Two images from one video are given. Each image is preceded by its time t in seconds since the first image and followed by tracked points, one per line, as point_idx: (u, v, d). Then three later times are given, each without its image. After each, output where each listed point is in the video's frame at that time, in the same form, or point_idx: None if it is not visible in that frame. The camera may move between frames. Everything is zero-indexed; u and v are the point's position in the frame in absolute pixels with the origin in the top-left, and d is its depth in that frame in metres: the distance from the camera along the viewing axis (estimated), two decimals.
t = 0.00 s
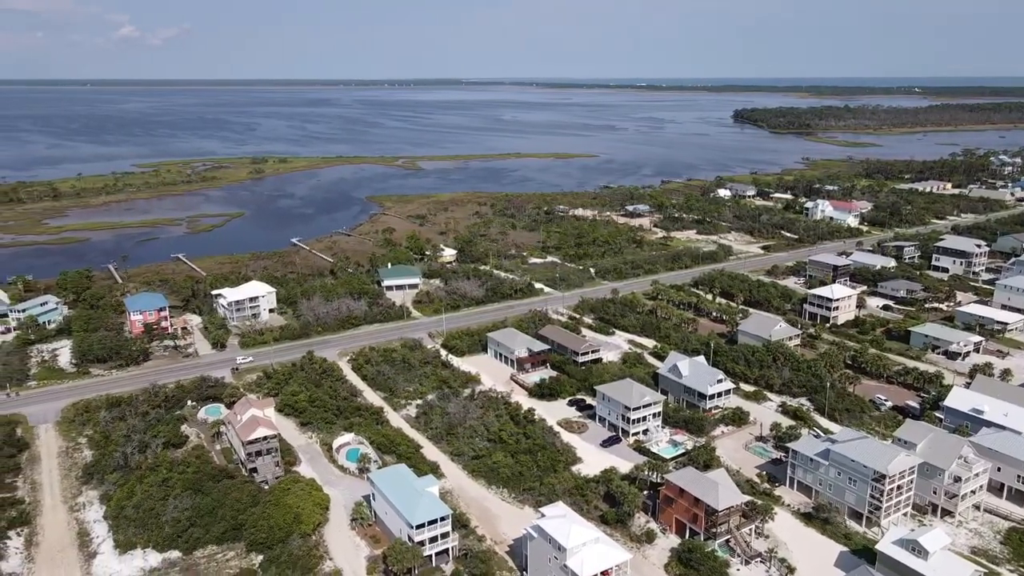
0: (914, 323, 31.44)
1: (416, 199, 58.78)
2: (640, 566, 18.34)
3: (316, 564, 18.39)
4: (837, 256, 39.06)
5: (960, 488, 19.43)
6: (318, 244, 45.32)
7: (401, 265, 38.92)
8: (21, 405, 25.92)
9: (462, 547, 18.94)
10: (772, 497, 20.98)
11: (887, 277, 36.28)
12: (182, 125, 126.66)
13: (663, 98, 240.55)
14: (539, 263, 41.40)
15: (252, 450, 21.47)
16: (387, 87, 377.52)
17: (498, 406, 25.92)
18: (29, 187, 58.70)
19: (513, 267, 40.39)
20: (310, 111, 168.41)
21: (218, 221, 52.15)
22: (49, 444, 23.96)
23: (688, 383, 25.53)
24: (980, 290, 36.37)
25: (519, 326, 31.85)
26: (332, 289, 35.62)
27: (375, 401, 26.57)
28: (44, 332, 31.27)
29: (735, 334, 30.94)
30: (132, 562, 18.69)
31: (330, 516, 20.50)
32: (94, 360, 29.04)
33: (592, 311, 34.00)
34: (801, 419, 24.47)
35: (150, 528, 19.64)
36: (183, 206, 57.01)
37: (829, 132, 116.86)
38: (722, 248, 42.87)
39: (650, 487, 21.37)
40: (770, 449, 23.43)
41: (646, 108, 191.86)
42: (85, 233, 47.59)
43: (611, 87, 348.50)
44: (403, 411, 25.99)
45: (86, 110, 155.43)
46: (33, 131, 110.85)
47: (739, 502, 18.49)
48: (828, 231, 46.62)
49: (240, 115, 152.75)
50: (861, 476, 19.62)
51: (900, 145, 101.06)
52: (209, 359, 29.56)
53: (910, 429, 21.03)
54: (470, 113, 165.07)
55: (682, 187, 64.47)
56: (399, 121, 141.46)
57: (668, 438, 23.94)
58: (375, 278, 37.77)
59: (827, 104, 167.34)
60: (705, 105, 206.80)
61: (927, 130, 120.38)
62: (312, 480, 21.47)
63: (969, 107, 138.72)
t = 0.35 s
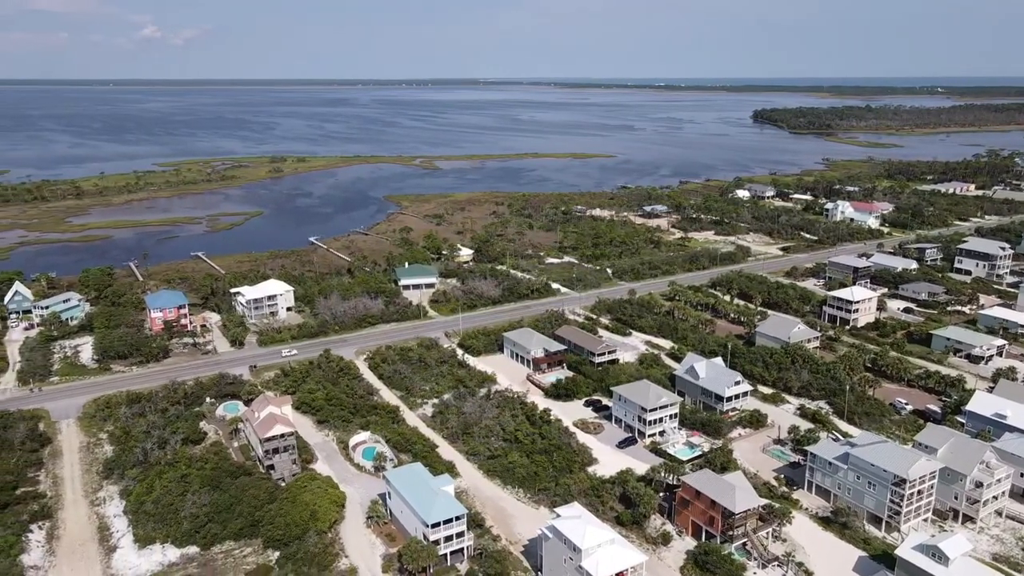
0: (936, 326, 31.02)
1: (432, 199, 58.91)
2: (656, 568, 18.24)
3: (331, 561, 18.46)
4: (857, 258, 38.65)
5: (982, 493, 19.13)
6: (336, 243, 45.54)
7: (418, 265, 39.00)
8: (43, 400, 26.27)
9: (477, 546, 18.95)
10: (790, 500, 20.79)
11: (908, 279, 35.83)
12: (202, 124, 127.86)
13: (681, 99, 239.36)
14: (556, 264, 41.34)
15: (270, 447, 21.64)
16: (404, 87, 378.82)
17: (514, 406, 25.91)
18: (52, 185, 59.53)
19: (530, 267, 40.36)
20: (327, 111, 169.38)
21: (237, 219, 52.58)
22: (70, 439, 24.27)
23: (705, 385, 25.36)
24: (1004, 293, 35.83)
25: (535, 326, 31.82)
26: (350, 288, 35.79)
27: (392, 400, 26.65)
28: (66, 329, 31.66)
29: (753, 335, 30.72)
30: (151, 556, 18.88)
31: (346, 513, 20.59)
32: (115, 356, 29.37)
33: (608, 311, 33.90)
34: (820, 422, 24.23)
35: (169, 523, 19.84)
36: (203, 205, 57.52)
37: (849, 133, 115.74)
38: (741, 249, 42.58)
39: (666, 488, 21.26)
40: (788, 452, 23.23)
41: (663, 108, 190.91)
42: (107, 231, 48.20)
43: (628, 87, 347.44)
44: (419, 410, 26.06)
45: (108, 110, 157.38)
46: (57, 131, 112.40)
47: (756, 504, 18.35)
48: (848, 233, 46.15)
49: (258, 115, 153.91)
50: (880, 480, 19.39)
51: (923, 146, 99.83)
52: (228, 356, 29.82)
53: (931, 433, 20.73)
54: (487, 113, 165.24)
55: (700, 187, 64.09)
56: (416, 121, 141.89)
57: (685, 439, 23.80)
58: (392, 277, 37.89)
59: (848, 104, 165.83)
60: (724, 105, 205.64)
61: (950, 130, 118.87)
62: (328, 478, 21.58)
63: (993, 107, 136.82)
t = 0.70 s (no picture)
0: (958, 329, 30.60)
1: (449, 199, 59.03)
2: (671, 571, 18.14)
3: (347, 559, 18.53)
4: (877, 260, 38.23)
5: (1004, 499, 18.86)
6: (353, 242, 45.77)
7: (434, 264, 39.09)
8: (65, 395, 26.62)
9: (492, 546, 18.95)
10: (808, 504, 20.61)
11: (930, 282, 35.40)
12: (221, 124, 129.04)
13: (698, 99, 238.13)
14: (572, 264, 41.30)
15: (287, 445, 21.73)
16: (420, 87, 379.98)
17: (530, 406, 25.88)
18: (74, 184, 60.34)
19: (546, 267, 40.34)
20: (345, 112, 170.23)
21: (255, 218, 53.00)
22: (91, 435, 24.56)
23: (722, 387, 25.18)
24: None
25: (552, 326, 31.77)
26: (367, 287, 35.95)
27: (407, 399, 26.74)
28: (88, 325, 32.03)
29: (771, 337, 30.49)
30: (170, 551, 19.05)
31: (362, 511, 20.68)
32: (136, 353, 29.69)
33: (625, 312, 33.80)
34: (839, 426, 23.99)
35: (187, 519, 20.02)
36: (222, 204, 58.06)
37: (870, 134, 114.58)
38: (759, 250, 42.28)
39: (682, 491, 21.13)
40: (806, 455, 23.03)
41: (680, 108, 189.96)
42: (128, 229, 48.76)
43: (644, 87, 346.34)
44: (435, 409, 26.12)
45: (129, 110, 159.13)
46: (80, 130, 113.85)
47: (774, 508, 18.18)
48: (869, 234, 45.68)
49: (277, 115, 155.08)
50: (900, 485, 19.17)
51: (945, 147, 98.61)
52: (245, 354, 30.06)
53: (952, 438, 20.46)
54: (504, 113, 165.29)
55: (718, 188, 63.72)
56: (432, 121, 142.29)
57: (701, 441, 23.65)
58: (409, 276, 38.01)
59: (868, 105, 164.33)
60: (742, 105, 204.44)
61: (974, 131, 117.24)
62: (344, 476, 21.68)
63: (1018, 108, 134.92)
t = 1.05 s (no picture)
0: (981, 333, 30.18)
1: (466, 198, 59.14)
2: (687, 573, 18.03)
3: (363, 556, 18.61)
4: (899, 262, 37.79)
5: None
6: (371, 241, 45.95)
7: (452, 264, 39.15)
8: (86, 391, 26.96)
9: (507, 545, 18.93)
10: (826, 508, 20.39)
11: (953, 285, 34.95)
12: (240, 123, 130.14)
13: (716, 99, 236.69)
14: (590, 264, 41.21)
15: (304, 442, 21.91)
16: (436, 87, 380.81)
17: (546, 406, 25.86)
18: (97, 182, 61.11)
19: (564, 267, 40.29)
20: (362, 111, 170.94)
21: (274, 217, 53.41)
22: (112, 430, 24.87)
23: (740, 389, 25.00)
24: None
25: (569, 326, 31.73)
26: (384, 286, 36.07)
27: (424, 398, 26.81)
28: (110, 322, 32.42)
29: (790, 339, 30.24)
30: (189, 546, 19.24)
31: (378, 509, 20.76)
32: (156, 350, 30.02)
33: (642, 313, 33.67)
34: (859, 429, 23.74)
35: (205, 515, 20.19)
36: (241, 202, 58.54)
37: (892, 134, 113.31)
38: (778, 251, 41.95)
39: (699, 493, 21.01)
40: (825, 458, 22.80)
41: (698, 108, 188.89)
42: (149, 227, 49.31)
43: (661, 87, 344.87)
44: (452, 408, 26.16)
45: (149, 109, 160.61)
46: (102, 129, 115.31)
47: (792, 512, 18.02)
48: (890, 236, 45.17)
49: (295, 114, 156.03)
50: (920, 490, 18.91)
51: (970, 147, 97.27)
52: (264, 351, 30.28)
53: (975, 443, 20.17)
54: (521, 113, 165.29)
55: (737, 189, 63.32)
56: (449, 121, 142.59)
57: (719, 444, 23.49)
58: (426, 275, 38.11)
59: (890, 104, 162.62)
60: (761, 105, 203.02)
61: (999, 132, 115.47)
62: (360, 474, 21.78)
63: None
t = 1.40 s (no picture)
0: (1002, 336, 29.81)
1: (482, 198, 59.20)
2: None
3: (376, 554, 18.64)
4: (918, 263, 37.39)
5: None
6: (386, 240, 46.10)
7: (467, 263, 39.18)
8: (105, 387, 27.26)
9: (521, 545, 18.91)
10: (843, 511, 20.21)
11: (973, 287, 34.53)
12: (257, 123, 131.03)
13: (733, 99, 235.40)
14: (605, 264, 41.11)
15: (318, 440, 22.04)
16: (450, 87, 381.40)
17: (560, 406, 25.82)
18: (116, 181, 61.74)
19: (579, 267, 40.21)
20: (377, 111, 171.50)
21: (290, 216, 53.73)
22: (130, 426, 25.12)
23: (755, 391, 24.84)
24: None
25: (583, 327, 31.66)
26: (399, 286, 36.16)
27: (438, 397, 26.86)
28: (128, 320, 32.73)
29: (807, 341, 30.00)
30: (204, 543, 19.38)
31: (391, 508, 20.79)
32: (173, 347, 30.27)
33: (657, 313, 33.54)
34: (876, 433, 23.51)
35: (221, 511, 20.34)
36: (257, 201, 58.93)
37: (912, 134, 112.14)
38: (795, 252, 41.65)
39: (713, 495, 20.90)
40: (841, 461, 22.59)
41: (714, 108, 187.90)
42: (167, 226, 49.76)
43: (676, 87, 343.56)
44: (466, 408, 26.18)
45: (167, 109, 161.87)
46: (121, 129, 116.46)
47: (807, 515, 17.86)
48: (910, 237, 44.69)
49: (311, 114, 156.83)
50: (938, 494, 18.69)
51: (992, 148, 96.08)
52: (279, 350, 30.43)
53: (994, 447, 19.92)
54: (535, 113, 165.16)
55: (754, 189, 62.91)
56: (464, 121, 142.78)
57: (734, 446, 23.39)
58: (442, 275, 38.15)
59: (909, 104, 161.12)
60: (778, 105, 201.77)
61: (1021, 133, 113.93)
62: (374, 472, 21.84)
63: None
